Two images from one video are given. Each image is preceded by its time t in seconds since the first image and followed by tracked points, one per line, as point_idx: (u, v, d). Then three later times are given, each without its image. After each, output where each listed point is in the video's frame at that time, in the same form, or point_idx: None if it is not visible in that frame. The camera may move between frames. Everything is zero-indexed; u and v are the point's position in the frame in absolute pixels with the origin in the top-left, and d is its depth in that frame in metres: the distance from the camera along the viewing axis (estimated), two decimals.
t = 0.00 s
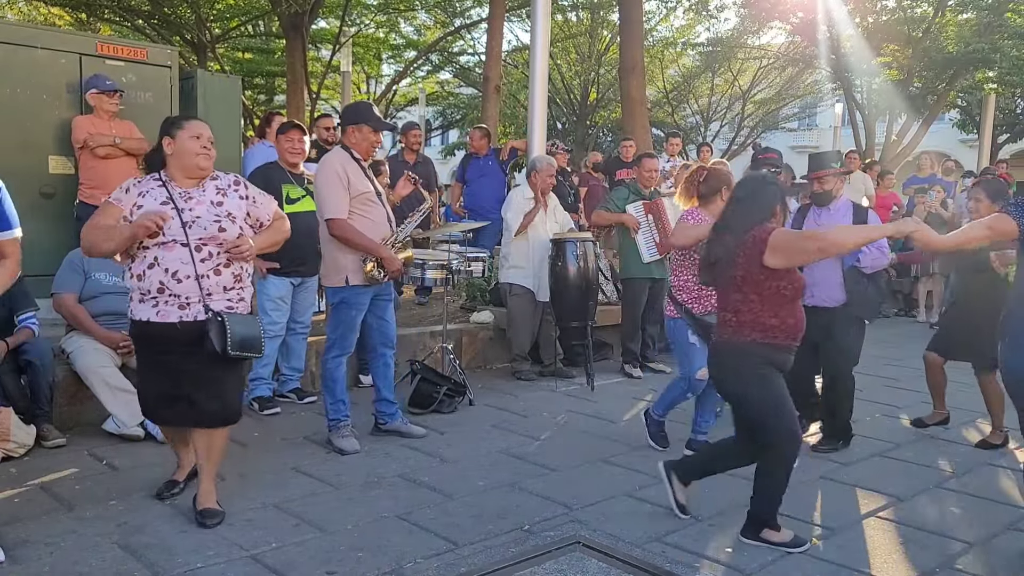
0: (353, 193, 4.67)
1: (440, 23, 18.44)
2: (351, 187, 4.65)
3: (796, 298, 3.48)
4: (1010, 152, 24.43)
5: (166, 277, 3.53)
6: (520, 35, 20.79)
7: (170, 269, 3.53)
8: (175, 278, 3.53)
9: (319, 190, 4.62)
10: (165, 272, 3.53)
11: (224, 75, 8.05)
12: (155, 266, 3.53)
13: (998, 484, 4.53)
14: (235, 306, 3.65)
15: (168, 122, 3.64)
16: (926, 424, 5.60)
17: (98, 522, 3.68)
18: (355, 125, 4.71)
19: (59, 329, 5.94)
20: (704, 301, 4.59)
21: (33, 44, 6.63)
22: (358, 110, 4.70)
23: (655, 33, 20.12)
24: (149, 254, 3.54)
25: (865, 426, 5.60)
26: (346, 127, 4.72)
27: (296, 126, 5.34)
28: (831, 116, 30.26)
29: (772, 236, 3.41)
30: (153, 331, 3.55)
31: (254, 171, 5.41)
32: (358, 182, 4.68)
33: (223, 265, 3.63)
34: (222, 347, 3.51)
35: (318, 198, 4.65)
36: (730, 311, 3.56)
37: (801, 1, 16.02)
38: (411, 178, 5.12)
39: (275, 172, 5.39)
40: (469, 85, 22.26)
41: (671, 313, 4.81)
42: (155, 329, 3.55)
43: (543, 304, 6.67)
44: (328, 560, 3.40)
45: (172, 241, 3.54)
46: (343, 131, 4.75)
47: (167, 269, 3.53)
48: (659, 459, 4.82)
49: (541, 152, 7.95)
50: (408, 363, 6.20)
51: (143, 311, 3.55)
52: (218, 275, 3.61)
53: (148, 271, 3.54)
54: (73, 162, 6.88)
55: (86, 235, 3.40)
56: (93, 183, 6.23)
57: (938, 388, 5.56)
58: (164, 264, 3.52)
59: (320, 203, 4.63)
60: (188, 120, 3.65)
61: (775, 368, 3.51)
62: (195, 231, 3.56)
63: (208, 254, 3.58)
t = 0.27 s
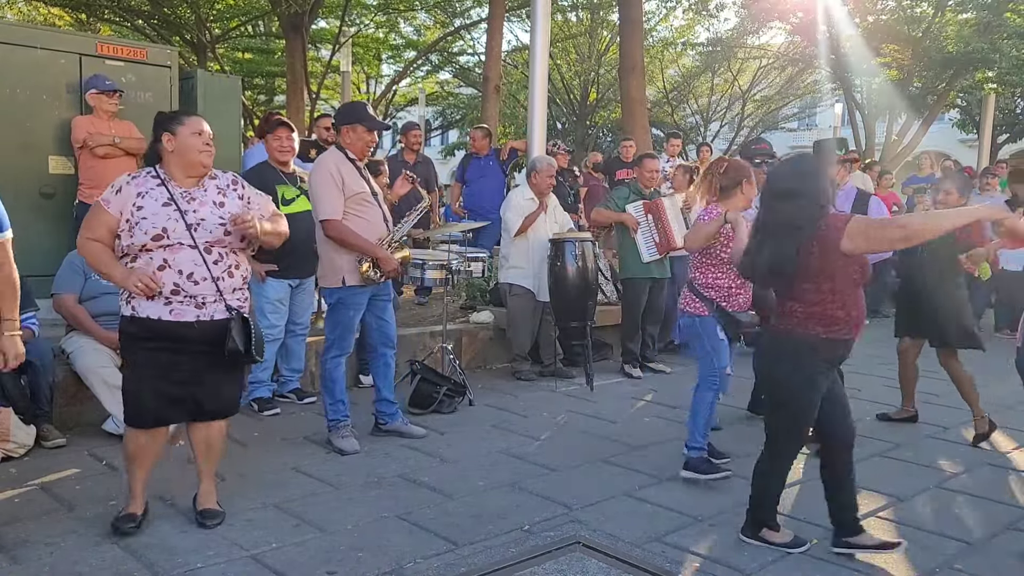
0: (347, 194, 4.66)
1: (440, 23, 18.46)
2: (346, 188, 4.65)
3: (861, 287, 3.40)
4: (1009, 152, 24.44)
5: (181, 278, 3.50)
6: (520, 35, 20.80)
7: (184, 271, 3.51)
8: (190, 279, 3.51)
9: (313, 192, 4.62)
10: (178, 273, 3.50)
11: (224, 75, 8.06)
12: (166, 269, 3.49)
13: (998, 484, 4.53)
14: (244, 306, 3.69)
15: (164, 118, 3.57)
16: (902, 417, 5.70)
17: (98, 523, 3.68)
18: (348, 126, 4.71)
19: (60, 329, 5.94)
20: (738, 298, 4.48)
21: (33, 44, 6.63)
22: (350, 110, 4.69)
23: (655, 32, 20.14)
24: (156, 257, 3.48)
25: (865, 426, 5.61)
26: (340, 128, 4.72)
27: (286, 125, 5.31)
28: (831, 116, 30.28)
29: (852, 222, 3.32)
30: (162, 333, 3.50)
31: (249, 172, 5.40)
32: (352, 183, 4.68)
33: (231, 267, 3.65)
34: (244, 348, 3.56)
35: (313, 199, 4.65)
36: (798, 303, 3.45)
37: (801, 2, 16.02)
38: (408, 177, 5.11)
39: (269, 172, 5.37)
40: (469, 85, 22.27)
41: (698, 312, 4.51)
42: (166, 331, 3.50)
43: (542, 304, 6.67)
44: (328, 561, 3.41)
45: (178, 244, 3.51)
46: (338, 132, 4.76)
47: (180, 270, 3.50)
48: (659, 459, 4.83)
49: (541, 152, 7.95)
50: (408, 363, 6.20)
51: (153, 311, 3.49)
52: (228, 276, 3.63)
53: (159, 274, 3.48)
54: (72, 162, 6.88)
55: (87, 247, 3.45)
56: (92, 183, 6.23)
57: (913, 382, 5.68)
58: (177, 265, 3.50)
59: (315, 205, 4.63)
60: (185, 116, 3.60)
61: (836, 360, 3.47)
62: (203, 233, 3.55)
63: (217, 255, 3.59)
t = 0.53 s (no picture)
0: (345, 195, 4.67)
1: (440, 24, 18.48)
2: (344, 189, 4.66)
3: (932, 301, 3.19)
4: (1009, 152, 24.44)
5: (188, 278, 3.49)
6: (520, 35, 20.80)
7: (191, 270, 3.50)
8: (198, 279, 3.51)
9: (311, 192, 4.62)
10: (186, 273, 3.49)
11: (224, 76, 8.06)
12: (173, 268, 3.46)
13: (998, 484, 4.54)
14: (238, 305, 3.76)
15: (156, 116, 3.54)
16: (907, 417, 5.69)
17: (98, 523, 3.68)
18: (346, 126, 4.71)
19: (60, 329, 5.95)
20: (752, 306, 4.26)
21: (34, 45, 6.63)
22: (349, 110, 4.69)
23: (655, 33, 20.15)
24: (162, 256, 3.45)
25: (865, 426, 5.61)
26: (338, 128, 4.72)
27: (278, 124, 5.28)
28: (831, 115, 30.31)
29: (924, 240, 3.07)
30: (170, 335, 3.47)
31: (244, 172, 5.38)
32: (350, 183, 4.68)
33: (229, 267, 3.69)
34: (247, 346, 3.62)
35: (311, 200, 4.65)
36: (871, 333, 3.17)
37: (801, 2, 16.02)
38: (407, 177, 5.13)
39: (265, 174, 5.37)
40: (469, 85, 22.28)
41: (725, 323, 4.16)
42: (174, 333, 3.48)
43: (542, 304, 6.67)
44: (328, 561, 3.41)
45: (186, 243, 3.50)
46: (337, 132, 4.76)
47: (188, 270, 3.49)
48: (659, 459, 4.83)
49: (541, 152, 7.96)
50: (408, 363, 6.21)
51: (160, 312, 3.46)
52: (228, 275, 3.67)
53: (165, 273, 3.45)
54: (73, 162, 6.89)
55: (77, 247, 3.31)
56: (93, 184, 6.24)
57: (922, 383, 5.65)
58: (186, 265, 3.49)
59: (313, 205, 4.64)
60: (177, 115, 3.57)
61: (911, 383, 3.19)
62: (207, 233, 3.56)
63: (220, 255, 3.62)
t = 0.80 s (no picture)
0: (344, 195, 4.67)
1: (440, 23, 18.51)
2: (342, 189, 4.65)
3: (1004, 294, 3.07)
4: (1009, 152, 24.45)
5: (195, 288, 3.51)
6: (520, 35, 20.81)
7: (197, 280, 3.52)
8: (203, 289, 3.53)
9: (310, 193, 4.62)
10: (193, 283, 3.50)
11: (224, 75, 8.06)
12: (179, 278, 3.48)
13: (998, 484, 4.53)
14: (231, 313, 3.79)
15: (149, 121, 3.54)
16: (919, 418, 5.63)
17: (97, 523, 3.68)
18: (343, 125, 4.70)
19: (60, 330, 5.95)
20: (770, 305, 4.19)
21: (34, 45, 6.63)
22: (346, 110, 4.68)
23: (655, 33, 20.19)
24: (169, 266, 3.46)
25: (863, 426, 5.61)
26: (336, 128, 4.72)
27: (275, 124, 5.27)
28: (831, 115, 30.33)
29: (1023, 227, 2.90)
30: (174, 342, 3.48)
31: (242, 173, 5.37)
32: (349, 183, 4.68)
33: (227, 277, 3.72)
34: (249, 352, 3.64)
35: (309, 200, 4.64)
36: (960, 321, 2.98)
37: (800, 2, 16.02)
38: (405, 176, 5.13)
39: (263, 174, 5.36)
40: (469, 85, 22.29)
41: (739, 324, 4.13)
42: (179, 340, 3.49)
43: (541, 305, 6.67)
44: (327, 561, 3.41)
45: (192, 253, 3.51)
46: (335, 132, 4.75)
47: (194, 280, 3.51)
48: (659, 459, 4.83)
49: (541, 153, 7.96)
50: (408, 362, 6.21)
51: (163, 321, 3.46)
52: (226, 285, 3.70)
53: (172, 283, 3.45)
54: (73, 162, 6.89)
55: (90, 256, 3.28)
56: (93, 184, 6.23)
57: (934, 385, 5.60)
58: (192, 276, 3.50)
59: (312, 206, 4.64)
60: (166, 120, 3.57)
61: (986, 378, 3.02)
62: (211, 243, 3.58)
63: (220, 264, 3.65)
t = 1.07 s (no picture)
0: (341, 195, 4.66)
1: (440, 23, 18.51)
2: (340, 189, 4.65)
3: None
4: (1009, 151, 24.43)
5: (188, 276, 3.63)
6: (520, 35, 20.80)
7: (189, 269, 3.65)
8: (195, 277, 3.67)
9: (308, 194, 4.62)
10: (187, 271, 3.63)
11: (224, 75, 8.05)
12: (175, 267, 3.59)
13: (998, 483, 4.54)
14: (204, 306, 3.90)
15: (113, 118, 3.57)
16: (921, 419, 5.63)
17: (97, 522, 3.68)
18: (340, 126, 4.70)
19: (60, 330, 5.95)
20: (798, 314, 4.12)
21: (33, 45, 6.63)
22: (343, 110, 4.68)
23: (655, 32, 20.20)
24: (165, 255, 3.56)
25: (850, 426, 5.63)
26: (333, 129, 4.71)
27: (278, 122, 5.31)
28: (831, 115, 30.32)
29: None
30: (169, 333, 3.56)
31: (241, 173, 5.38)
32: (346, 183, 4.68)
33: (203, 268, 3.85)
34: (228, 340, 3.79)
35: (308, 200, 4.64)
36: None
37: (800, 3, 15.93)
38: (404, 175, 5.13)
39: (264, 173, 5.38)
40: (469, 85, 22.28)
41: (762, 330, 4.09)
42: (176, 331, 3.58)
43: (540, 305, 6.67)
44: (328, 561, 3.41)
45: (183, 242, 3.65)
46: (332, 133, 4.75)
47: (188, 269, 3.64)
48: (659, 459, 4.83)
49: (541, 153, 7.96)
50: (408, 363, 6.21)
51: (160, 311, 3.53)
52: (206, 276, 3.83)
53: (169, 271, 3.56)
54: (73, 162, 6.89)
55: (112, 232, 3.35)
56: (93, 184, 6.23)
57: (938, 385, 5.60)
58: (186, 264, 3.63)
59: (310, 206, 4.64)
60: (130, 115, 3.61)
61: None
62: (195, 232, 3.73)
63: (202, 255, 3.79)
